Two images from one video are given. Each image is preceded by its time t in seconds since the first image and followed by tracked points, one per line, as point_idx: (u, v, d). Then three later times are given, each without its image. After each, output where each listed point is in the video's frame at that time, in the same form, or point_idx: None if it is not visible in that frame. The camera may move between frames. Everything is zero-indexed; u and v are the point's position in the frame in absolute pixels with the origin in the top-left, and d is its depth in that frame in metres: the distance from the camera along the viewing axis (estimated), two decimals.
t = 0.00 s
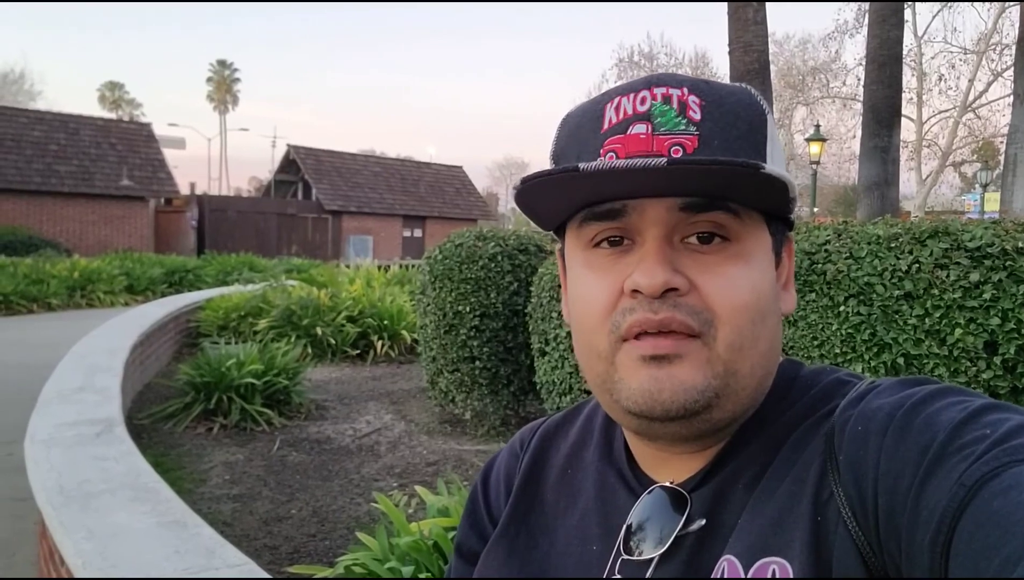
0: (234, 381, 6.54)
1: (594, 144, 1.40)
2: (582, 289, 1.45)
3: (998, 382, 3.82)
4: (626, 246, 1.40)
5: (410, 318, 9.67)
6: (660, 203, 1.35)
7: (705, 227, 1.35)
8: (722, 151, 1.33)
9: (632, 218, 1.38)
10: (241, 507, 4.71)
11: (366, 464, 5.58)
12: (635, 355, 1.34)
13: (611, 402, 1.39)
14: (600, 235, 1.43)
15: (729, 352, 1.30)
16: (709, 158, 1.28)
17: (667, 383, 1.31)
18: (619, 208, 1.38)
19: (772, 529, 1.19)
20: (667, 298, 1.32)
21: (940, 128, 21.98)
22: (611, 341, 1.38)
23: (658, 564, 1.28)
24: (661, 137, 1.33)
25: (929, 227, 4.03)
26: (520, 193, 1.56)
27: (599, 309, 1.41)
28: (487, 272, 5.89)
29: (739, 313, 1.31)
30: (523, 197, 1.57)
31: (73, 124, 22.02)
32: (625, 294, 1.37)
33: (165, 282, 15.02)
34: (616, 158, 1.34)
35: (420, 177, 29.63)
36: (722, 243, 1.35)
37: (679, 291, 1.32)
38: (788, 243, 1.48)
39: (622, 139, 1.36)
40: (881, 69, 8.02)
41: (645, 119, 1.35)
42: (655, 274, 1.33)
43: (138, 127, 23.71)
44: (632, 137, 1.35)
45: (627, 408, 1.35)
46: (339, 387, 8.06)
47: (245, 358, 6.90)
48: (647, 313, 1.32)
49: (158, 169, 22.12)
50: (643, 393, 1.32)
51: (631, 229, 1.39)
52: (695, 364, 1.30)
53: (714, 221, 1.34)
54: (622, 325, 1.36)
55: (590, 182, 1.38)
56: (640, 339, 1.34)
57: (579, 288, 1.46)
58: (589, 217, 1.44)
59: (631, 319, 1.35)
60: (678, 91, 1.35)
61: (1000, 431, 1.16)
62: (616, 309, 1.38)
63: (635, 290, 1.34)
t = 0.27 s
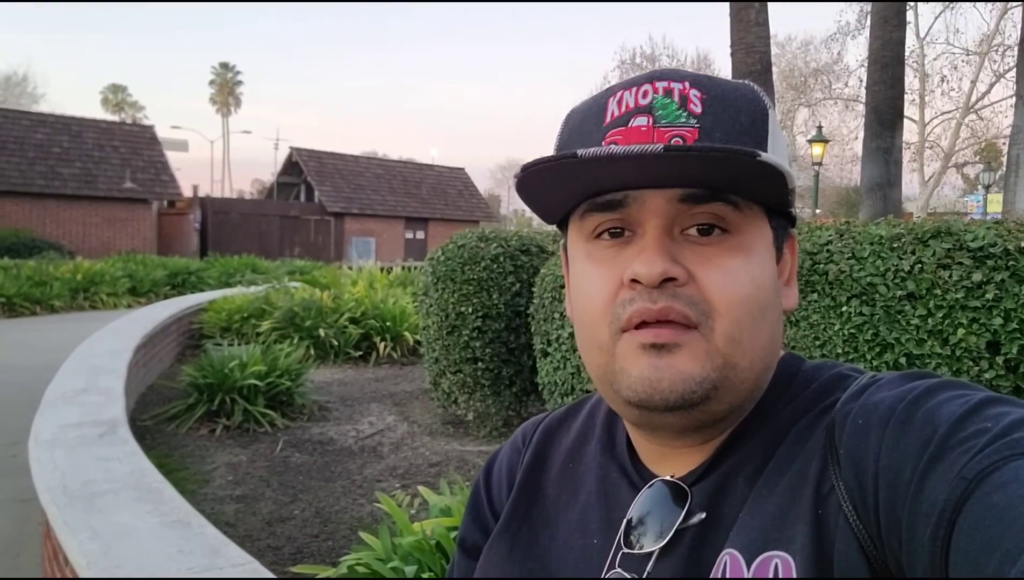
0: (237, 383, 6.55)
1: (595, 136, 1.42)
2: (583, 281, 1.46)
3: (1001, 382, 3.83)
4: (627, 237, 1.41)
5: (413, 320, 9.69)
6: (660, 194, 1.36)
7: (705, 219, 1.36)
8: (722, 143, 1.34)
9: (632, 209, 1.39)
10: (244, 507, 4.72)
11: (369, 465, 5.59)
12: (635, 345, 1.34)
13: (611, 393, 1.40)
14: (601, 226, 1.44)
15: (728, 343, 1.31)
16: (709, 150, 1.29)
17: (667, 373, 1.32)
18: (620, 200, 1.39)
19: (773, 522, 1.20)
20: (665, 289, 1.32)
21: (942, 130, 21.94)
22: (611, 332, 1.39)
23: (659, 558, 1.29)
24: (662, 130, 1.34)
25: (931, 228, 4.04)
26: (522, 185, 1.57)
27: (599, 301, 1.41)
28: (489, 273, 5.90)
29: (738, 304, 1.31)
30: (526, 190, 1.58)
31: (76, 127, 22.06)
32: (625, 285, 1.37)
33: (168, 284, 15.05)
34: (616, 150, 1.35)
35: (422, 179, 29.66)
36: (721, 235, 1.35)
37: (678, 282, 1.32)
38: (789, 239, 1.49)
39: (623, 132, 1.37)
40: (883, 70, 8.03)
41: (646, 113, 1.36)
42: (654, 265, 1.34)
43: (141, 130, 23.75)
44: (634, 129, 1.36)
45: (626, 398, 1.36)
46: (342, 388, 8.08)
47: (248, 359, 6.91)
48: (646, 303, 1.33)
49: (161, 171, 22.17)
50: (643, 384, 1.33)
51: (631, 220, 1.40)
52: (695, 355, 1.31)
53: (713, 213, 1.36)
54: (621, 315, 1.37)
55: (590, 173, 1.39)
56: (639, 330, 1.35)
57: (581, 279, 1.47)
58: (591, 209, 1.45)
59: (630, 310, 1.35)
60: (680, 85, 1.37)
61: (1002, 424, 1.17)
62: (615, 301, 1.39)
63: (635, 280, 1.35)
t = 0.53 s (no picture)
0: (239, 384, 6.56)
1: (595, 139, 1.42)
2: (584, 284, 1.47)
3: (1002, 384, 3.83)
4: (628, 240, 1.41)
5: (414, 322, 9.70)
6: (661, 197, 1.36)
7: (706, 221, 1.36)
8: (722, 145, 1.34)
9: (633, 211, 1.39)
10: (246, 509, 4.73)
11: (370, 467, 5.59)
12: (637, 347, 1.35)
13: (612, 395, 1.41)
14: (603, 229, 1.45)
15: (730, 346, 1.31)
16: (710, 152, 1.29)
17: (668, 375, 1.32)
18: (622, 202, 1.40)
19: (774, 520, 1.21)
20: (667, 291, 1.33)
21: (944, 132, 21.93)
22: (612, 334, 1.39)
23: (658, 556, 1.29)
24: (663, 132, 1.35)
25: (933, 230, 4.03)
26: (523, 186, 1.58)
27: (601, 303, 1.42)
28: (490, 275, 5.90)
29: (739, 307, 1.32)
30: (526, 191, 1.58)
31: (79, 129, 22.10)
32: (626, 288, 1.38)
33: (169, 286, 15.08)
34: (616, 153, 1.36)
35: (424, 181, 29.69)
36: (722, 237, 1.36)
37: (680, 285, 1.33)
38: (790, 238, 1.49)
39: (624, 134, 1.37)
40: (884, 72, 8.04)
41: (647, 115, 1.36)
42: (656, 267, 1.34)
43: (143, 132, 23.79)
44: (634, 132, 1.36)
45: (628, 401, 1.36)
46: (343, 390, 8.08)
47: (250, 361, 6.92)
48: (648, 306, 1.34)
49: (163, 173, 22.20)
50: (645, 386, 1.33)
51: (633, 222, 1.40)
52: (696, 357, 1.31)
53: (714, 215, 1.36)
54: (623, 318, 1.37)
55: (591, 176, 1.40)
56: (641, 332, 1.35)
57: (582, 281, 1.48)
58: (592, 211, 1.45)
59: (632, 313, 1.36)
60: (681, 86, 1.37)
61: (1002, 421, 1.17)
62: (617, 303, 1.39)
63: (636, 283, 1.36)
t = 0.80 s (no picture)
0: (240, 386, 6.57)
1: (593, 141, 1.43)
2: (582, 287, 1.47)
3: (1003, 385, 3.83)
4: (628, 242, 1.42)
5: (416, 324, 9.71)
6: (660, 199, 1.37)
7: (705, 224, 1.37)
8: (721, 148, 1.35)
9: (632, 215, 1.39)
10: (247, 510, 4.73)
11: (371, 468, 5.60)
12: (636, 350, 1.35)
13: (611, 398, 1.41)
14: (601, 232, 1.45)
15: (729, 347, 1.32)
16: (710, 157, 1.30)
17: (668, 378, 1.33)
18: (620, 206, 1.40)
19: (772, 521, 1.21)
20: (667, 294, 1.33)
21: (945, 134, 21.92)
22: (612, 336, 1.40)
23: (657, 557, 1.30)
24: (660, 135, 1.35)
25: (934, 231, 4.03)
26: (521, 189, 1.58)
27: (599, 306, 1.42)
28: (492, 276, 5.91)
29: (738, 308, 1.32)
30: (525, 194, 1.59)
31: (81, 131, 22.14)
32: (625, 290, 1.39)
33: (171, 288, 15.10)
34: (616, 154, 1.36)
35: (425, 183, 29.72)
36: (722, 239, 1.36)
37: (680, 287, 1.33)
38: (788, 239, 1.50)
39: (621, 137, 1.38)
40: (886, 74, 8.04)
41: (644, 117, 1.37)
42: (655, 271, 1.35)
43: (145, 134, 23.82)
44: (632, 134, 1.37)
45: (627, 404, 1.37)
46: (345, 391, 8.09)
47: (252, 363, 6.92)
48: (648, 308, 1.34)
49: (165, 175, 22.24)
50: (644, 389, 1.34)
51: (632, 225, 1.41)
52: (696, 359, 1.32)
53: (714, 217, 1.36)
54: (622, 321, 1.38)
55: (590, 179, 1.40)
56: (641, 335, 1.36)
57: (580, 284, 1.48)
58: (590, 214, 1.46)
59: (630, 316, 1.37)
60: (678, 87, 1.37)
61: (999, 422, 1.18)
62: (616, 305, 1.40)
63: (635, 286, 1.36)
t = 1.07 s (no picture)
0: (242, 388, 6.57)
1: (598, 138, 1.43)
2: (584, 281, 1.47)
3: (1005, 388, 3.83)
4: (630, 239, 1.42)
5: (417, 326, 9.72)
6: (663, 196, 1.37)
7: (708, 221, 1.37)
8: (725, 146, 1.35)
9: (636, 211, 1.40)
10: (248, 512, 4.73)
11: (373, 471, 5.60)
12: (639, 345, 1.36)
13: (613, 394, 1.41)
14: (604, 228, 1.45)
15: (733, 343, 1.32)
16: (714, 154, 1.30)
17: (671, 373, 1.33)
18: (623, 201, 1.40)
19: (770, 522, 1.21)
20: (670, 290, 1.34)
21: (947, 136, 21.90)
22: (614, 332, 1.40)
23: (657, 558, 1.30)
24: (666, 131, 1.35)
25: (935, 233, 4.03)
26: (525, 185, 1.58)
27: (602, 300, 1.43)
28: (493, 278, 5.92)
29: (742, 303, 1.33)
30: (528, 190, 1.59)
31: (83, 133, 22.18)
32: (628, 284, 1.39)
33: (173, 290, 15.13)
34: (620, 152, 1.36)
35: (427, 186, 29.74)
36: (724, 237, 1.37)
37: (683, 283, 1.34)
38: (790, 239, 1.50)
39: (626, 133, 1.38)
40: (887, 76, 8.05)
41: (650, 114, 1.37)
42: (659, 267, 1.35)
43: (147, 136, 23.86)
44: (637, 131, 1.37)
45: (629, 399, 1.37)
46: (347, 393, 8.09)
47: (253, 365, 6.93)
48: (651, 303, 1.35)
49: (167, 178, 22.27)
50: (647, 384, 1.34)
51: (635, 222, 1.41)
52: (699, 355, 1.32)
53: (717, 215, 1.37)
54: (625, 316, 1.38)
55: (594, 175, 1.40)
56: (644, 329, 1.36)
57: (583, 280, 1.48)
58: (593, 211, 1.46)
59: (634, 310, 1.37)
60: (683, 86, 1.38)
61: (998, 425, 1.18)
62: (619, 300, 1.40)
63: (639, 281, 1.37)
